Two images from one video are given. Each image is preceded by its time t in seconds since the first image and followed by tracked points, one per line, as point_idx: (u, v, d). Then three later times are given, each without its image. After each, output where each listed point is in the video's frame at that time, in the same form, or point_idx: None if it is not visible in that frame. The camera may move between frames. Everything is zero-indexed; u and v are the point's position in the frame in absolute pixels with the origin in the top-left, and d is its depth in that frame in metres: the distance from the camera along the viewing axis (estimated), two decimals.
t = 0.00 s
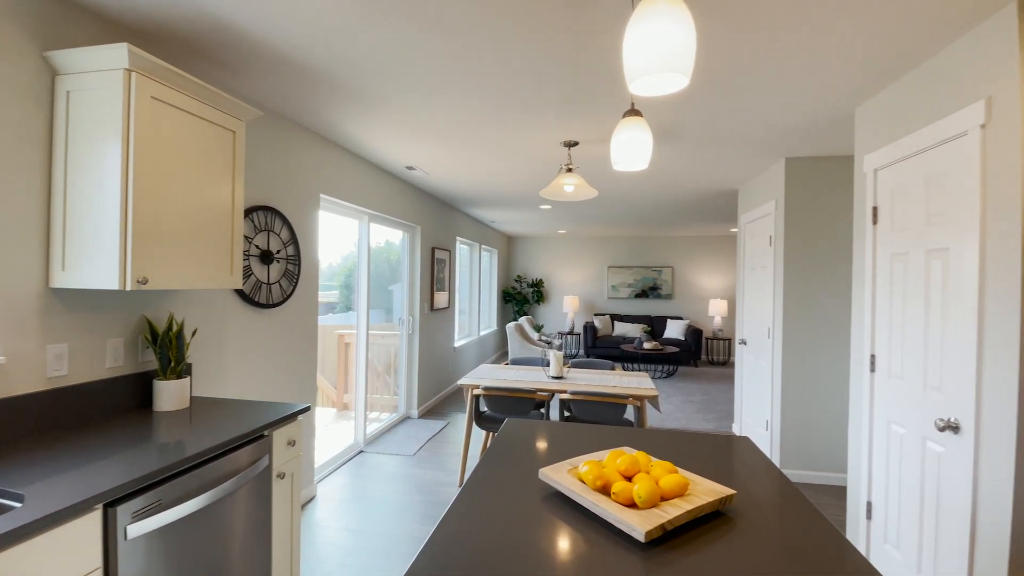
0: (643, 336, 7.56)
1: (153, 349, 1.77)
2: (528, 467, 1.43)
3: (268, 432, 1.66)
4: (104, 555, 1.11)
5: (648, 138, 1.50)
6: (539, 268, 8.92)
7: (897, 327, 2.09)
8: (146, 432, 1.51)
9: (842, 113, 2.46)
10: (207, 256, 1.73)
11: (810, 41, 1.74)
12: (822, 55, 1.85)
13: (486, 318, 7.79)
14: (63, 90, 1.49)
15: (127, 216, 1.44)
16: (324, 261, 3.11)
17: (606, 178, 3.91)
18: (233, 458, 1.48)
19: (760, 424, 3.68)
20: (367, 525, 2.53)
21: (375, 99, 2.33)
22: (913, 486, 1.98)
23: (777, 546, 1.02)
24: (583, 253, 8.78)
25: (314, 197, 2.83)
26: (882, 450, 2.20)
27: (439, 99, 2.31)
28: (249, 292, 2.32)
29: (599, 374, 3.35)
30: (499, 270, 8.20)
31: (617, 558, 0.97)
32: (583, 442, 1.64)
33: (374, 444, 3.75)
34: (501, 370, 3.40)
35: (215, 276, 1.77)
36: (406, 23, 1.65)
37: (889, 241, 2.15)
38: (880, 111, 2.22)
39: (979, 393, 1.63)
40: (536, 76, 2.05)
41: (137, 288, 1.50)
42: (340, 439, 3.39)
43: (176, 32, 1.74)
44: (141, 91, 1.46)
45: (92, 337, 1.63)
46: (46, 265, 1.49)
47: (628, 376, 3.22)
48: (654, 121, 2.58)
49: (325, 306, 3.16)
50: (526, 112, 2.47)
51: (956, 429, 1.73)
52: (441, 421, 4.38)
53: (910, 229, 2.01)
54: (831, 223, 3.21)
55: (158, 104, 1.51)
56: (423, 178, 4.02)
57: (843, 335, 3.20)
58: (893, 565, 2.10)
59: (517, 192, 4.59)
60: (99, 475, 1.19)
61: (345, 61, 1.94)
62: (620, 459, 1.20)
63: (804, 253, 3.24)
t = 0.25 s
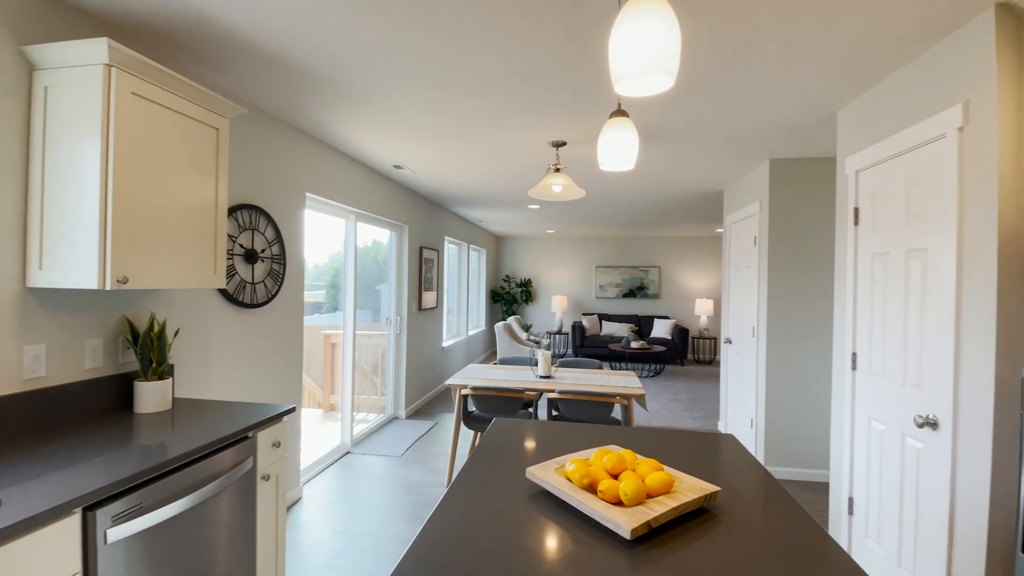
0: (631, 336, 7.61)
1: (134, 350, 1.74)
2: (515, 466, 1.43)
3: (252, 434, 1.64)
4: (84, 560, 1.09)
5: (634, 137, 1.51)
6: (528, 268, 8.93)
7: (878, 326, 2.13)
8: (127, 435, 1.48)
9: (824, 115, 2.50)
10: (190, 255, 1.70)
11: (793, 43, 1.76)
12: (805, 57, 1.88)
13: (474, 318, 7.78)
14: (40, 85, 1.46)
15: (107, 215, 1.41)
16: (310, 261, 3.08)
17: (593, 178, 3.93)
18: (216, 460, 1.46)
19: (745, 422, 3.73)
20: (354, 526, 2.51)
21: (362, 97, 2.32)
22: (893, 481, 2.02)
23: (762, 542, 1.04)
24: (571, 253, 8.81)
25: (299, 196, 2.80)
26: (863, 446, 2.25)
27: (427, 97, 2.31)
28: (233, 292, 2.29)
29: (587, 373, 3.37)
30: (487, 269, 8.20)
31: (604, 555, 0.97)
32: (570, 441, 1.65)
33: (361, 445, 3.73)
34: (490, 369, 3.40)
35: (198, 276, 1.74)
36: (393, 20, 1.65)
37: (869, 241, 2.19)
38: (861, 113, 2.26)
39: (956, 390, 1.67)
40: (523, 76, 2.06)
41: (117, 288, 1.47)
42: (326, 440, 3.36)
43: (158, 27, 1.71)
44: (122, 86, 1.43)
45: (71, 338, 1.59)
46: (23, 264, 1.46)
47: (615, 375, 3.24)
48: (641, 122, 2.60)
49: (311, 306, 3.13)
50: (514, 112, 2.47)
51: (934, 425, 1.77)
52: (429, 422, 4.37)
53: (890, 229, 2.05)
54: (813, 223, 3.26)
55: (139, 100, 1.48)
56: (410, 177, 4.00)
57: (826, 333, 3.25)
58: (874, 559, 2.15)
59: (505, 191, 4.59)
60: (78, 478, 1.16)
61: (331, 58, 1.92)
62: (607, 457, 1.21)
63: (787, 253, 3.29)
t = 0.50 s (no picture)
0: (618, 335, 7.65)
1: (114, 351, 1.70)
2: (502, 466, 1.43)
3: (236, 435, 1.62)
4: (62, 566, 1.07)
5: (621, 138, 1.52)
6: (516, 268, 8.93)
7: (859, 325, 2.17)
8: (108, 437, 1.45)
9: (806, 117, 2.55)
10: (172, 255, 1.68)
11: (777, 46, 1.79)
12: (788, 60, 1.91)
13: (462, 318, 7.77)
14: (17, 79, 1.42)
15: (86, 213, 1.39)
16: (296, 260, 3.05)
17: (581, 179, 3.95)
18: (200, 462, 1.44)
19: (730, 420, 3.77)
20: (340, 528, 2.50)
21: (349, 94, 2.30)
22: (874, 477, 2.06)
23: (747, 539, 1.05)
24: (559, 253, 8.83)
25: (285, 195, 2.77)
26: (845, 443, 2.28)
27: (414, 95, 2.30)
28: (216, 292, 2.26)
29: (575, 372, 3.38)
30: (476, 269, 8.19)
31: (591, 553, 0.98)
32: (557, 440, 1.66)
33: (348, 446, 3.70)
34: (478, 369, 3.40)
35: (180, 276, 1.71)
36: (380, 18, 1.64)
37: (851, 241, 2.23)
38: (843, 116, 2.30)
39: (935, 387, 1.71)
40: (511, 75, 2.06)
41: (96, 287, 1.44)
42: (312, 442, 3.33)
43: (139, 22, 1.68)
44: (101, 82, 1.40)
45: (49, 339, 1.56)
46: None
47: (603, 375, 3.26)
48: (628, 123, 2.61)
49: (297, 306, 3.10)
50: (502, 111, 2.47)
51: (913, 422, 1.80)
52: (416, 422, 4.35)
53: (871, 230, 2.09)
54: (797, 224, 3.31)
55: (119, 96, 1.46)
56: (397, 176, 3.99)
57: (809, 332, 3.30)
58: (856, 554, 2.18)
59: (493, 191, 4.59)
60: (57, 481, 1.14)
61: (317, 55, 1.91)
62: (594, 456, 1.22)
63: (771, 253, 3.34)
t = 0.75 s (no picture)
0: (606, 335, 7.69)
1: (94, 352, 1.67)
2: (490, 466, 1.43)
3: (220, 437, 1.60)
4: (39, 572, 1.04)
5: (608, 139, 1.53)
6: (505, 268, 8.93)
7: (841, 324, 2.21)
8: (87, 440, 1.43)
9: (790, 119, 2.58)
10: (153, 254, 1.65)
11: (761, 49, 1.81)
12: (773, 63, 1.94)
13: (451, 318, 7.75)
14: None
15: (64, 211, 1.36)
16: (281, 260, 3.02)
17: (569, 179, 3.96)
18: (182, 464, 1.42)
19: (716, 418, 3.81)
20: (326, 530, 2.47)
21: (335, 92, 2.28)
22: (856, 474, 2.10)
23: (732, 536, 1.06)
24: (548, 252, 8.85)
25: (270, 194, 2.74)
26: (828, 441, 2.32)
27: (402, 94, 2.29)
28: (199, 292, 2.23)
29: (563, 372, 3.39)
30: (465, 269, 8.17)
31: (578, 552, 0.98)
32: (544, 440, 1.66)
33: (335, 447, 3.67)
34: (466, 369, 3.39)
35: (162, 275, 1.69)
36: (366, 15, 1.63)
37: (834, 242, 2.27)
38: (826, 118, 2.34)
39: (914, 385, 1.75)
40: (498, 74, 2.06)
41: (74, 287, 1.41)
42: (298, 443, 3.30)
43: (120, 16, 1.65)
44: (80, 78, 1.38)
45: (26, 340, 1.52)
46: None
47: (591, 374, 3.28)
48: (615, 123, 2.63)
49: (283, 306, 3.07)
50: (490, 110, 2.47)
51: (894, 419, 1.84)
52: (404, 423, 4.33)
53: (853, 231, 2.13)
54: (781, 224, 3.36)
55: (98, 93, 1.43)
56: (384, 175, 3.96)
57: (792, 331, 3.35)
58: (838, 550, 2.22)
59: (481, 191, 4.58)
60: (34, 486, 1.11)
61: (303, 52, 1.89)
62: (581, 455, 1.22)
63: (757, 253, 3.38)
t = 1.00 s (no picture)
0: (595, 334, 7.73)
1: (72, 353, 1.64)
2: (476, 466, 1.43)
3: (203, 439, 1.57)
4: None
5: (595, 139, 1.53)
6: (494, 268, 8.93)
7: (824, 323, 2.24)
8: (66, 443, 1.40)
9: (774, 121, 2.62)
10: (135, 253, 1.62)
11: (746, 51, 1.83)
12: (757, 65, 1.96)
13: (440, 318, 7.72)
14: None
15: (42, 210, 1.33)
16: (267, 259, 2.98)
17: (557, 179, 3.97)
18: (165, 467, 1.40)
19: (703, 416, 3.85)
20: (312, 532, 2.46)
21: (322, 90, 2.26)
22: (838, 471, 2.13)
23: (718, 533, 1.07)
24: (537, 252, 8.86)
25: (255, 192, 2.71)
26: (811, 438, 2.36)
27: (389, 92, 2.28)
28: (182, 292, 2.20)
29: (551, 371, 3.40)
30: (453, 269, 8.15)
31: (565, 551, 0.99)
32: (531, 439, 1.66)
33: (321, 449, 3.64)
34: (454, 369, 3.39)
35: (143, 275, 1.66)
36: (353, 12, 1.62)
37: (817, 242, 2.30)
38: (809, 120, 2.37)
39: (894, 382, 1.78)
40: (486, 73, 2.06)
41: (53, 287, 1.39)
42: (284, 445, 3.26)
43: (100, 11, 1.62)
44: (60, 73, 1.35)
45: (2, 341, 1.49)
46: None
47: (579, 373, 3.29)
48: (602, 124, 2.64)
49: (269, 306, 3.03)
50: (478, 110, 2.47)
51: (875, 416, 1.88)
52: (392, 423, 4.31)
53: (835, 231, 2.16)
54: (766, 225, 3.41)
55: (78, 89, 1.40)
56: (371, 174, 3.94)
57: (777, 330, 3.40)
58: (821, 546, 2.26)
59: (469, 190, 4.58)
60: (11, 490, 1.09)
61: (288, 49, 1.87)
62: (568, 454, 1.23)
63: (742, 253, 3.42)
